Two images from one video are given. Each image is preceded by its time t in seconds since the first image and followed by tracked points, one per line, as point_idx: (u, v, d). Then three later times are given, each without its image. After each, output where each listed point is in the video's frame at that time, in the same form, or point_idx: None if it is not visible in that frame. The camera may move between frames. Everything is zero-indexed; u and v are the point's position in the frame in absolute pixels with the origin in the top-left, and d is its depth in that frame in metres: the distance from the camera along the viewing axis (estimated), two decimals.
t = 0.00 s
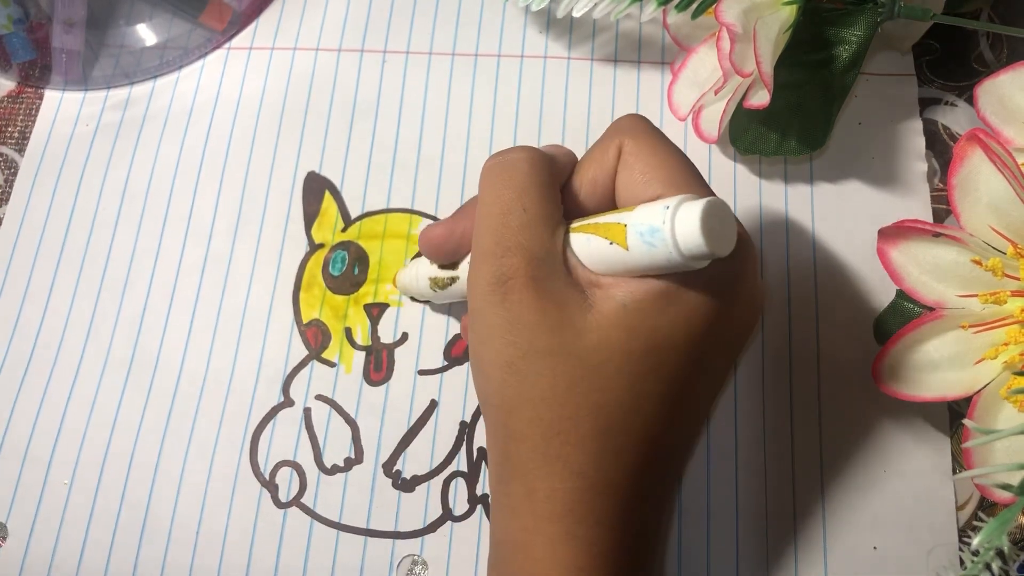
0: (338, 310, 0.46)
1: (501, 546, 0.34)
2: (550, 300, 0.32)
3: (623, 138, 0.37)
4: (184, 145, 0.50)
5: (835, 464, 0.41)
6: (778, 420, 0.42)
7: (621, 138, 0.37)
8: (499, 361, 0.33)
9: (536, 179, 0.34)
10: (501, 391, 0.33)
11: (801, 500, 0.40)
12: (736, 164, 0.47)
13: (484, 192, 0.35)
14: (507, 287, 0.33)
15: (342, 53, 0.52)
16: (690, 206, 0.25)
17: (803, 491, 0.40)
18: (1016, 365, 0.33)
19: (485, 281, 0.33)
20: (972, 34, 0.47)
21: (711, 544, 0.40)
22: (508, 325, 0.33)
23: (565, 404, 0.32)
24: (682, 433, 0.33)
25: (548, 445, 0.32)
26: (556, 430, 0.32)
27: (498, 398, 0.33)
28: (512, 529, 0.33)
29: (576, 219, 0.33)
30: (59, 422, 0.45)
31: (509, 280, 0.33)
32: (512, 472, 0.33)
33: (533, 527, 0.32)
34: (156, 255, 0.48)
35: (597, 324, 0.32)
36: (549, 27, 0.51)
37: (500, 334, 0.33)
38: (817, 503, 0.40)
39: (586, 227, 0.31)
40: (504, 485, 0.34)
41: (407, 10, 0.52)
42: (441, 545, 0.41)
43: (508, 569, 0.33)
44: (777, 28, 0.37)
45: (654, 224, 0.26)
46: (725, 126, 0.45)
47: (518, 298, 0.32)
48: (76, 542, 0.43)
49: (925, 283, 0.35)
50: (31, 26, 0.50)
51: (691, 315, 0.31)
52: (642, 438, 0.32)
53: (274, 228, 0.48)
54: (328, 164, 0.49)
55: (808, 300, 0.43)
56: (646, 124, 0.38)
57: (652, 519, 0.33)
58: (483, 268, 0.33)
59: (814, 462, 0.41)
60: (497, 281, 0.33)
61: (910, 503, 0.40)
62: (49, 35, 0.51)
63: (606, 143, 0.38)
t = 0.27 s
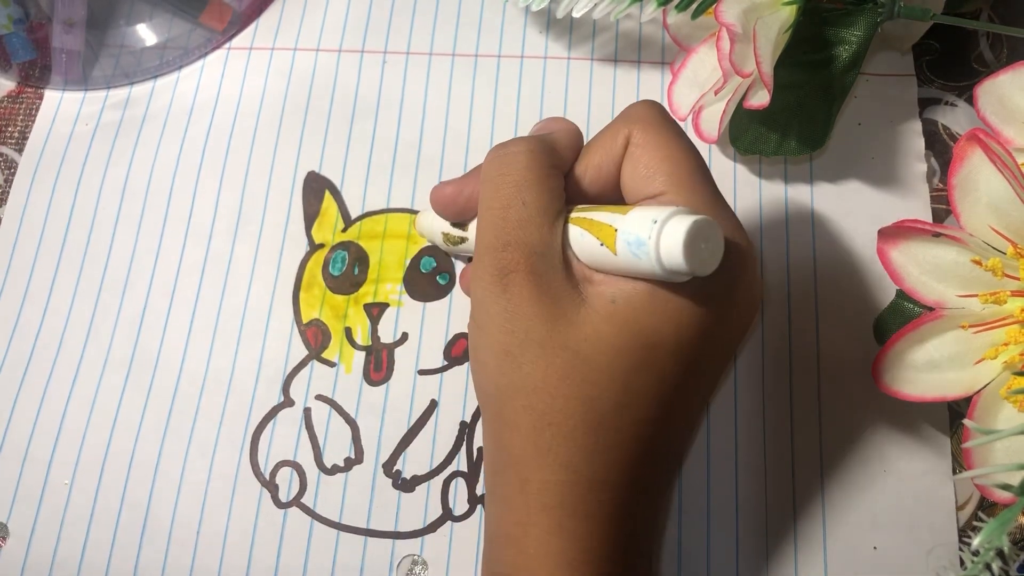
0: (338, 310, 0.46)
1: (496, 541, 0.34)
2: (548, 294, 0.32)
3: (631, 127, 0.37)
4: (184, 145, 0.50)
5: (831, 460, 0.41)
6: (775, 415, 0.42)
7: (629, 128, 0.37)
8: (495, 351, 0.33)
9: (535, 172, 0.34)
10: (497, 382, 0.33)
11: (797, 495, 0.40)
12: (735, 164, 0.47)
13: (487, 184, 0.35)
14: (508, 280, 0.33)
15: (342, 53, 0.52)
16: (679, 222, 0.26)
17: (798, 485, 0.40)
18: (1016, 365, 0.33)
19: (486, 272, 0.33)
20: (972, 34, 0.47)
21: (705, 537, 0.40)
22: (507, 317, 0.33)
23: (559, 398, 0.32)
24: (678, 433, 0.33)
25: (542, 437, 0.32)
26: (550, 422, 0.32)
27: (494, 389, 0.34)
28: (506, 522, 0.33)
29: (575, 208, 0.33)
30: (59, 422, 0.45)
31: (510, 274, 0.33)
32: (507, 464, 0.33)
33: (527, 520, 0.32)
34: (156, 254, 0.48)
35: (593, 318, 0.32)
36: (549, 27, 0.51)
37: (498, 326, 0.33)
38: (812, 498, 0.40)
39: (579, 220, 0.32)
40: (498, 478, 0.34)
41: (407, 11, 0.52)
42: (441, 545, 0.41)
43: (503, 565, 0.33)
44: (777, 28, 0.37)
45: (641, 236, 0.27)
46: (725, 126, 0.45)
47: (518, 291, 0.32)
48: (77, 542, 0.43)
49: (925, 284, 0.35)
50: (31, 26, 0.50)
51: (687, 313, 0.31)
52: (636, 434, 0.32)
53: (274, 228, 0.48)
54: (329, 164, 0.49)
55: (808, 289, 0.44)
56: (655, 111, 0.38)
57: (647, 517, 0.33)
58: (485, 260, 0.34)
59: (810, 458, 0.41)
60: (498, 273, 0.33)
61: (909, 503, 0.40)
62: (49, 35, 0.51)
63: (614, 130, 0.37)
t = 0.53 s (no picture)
0: (338, 310, 0.46)
1: (497, 540, 0.34)
2: (549, 293, 0.32)
3: (634, 126, 0.37)
4: (184, 145, 0.50)
5: (833, 460, 0.41)
6: (776, 415, 0.42)
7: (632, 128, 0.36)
8: (497, 350, 0.33)
9: (535, 172, 0.34)
10: (500, 381, 0.33)
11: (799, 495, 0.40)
12: (735, 164, 0.47)
13: (487, 184, 0.35)
14: (510, 281, 0.33)
15: (342, 53, 0.52)
16: (682, 225, 0.26)
17: (800, 485, 0.40)
18: (1016, 365, 0.33)
19: (489, 273, 0.33)
20: (972, 34, 0.47)
21: (706, 537, 0.40)
22: (511, 317, 0.33)
23: (561, 398, 0.32)
24: (681, 434, 0.33)
25: (545, 437, 0.32)
26: (553, 422, 0.32)
27: (496, 388, 0.34)
28: (508, 521, 0.33)
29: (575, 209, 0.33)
30: (59, 422, 0.45)
31: (512, 275, 0.33)
32: (509, 463, 0.33)
33: (529, 520, 0.32)
34: (156, 255, 0.48)
35: (596, 318, 0.32)
36: (549, 27, 0.51)
37: (500, 325, 0.33)
38: (814, 498, 0.40)
39: (581, 222, 0.32)
40: (501, 477, 0.34)
41: (407, 11, 0.52)
42: (441, 545, 0.41)
43: (505, 565, 0.33)
44: (777, 28, 0.37)
45: (644, 238, 0.27)
46: (725, 126, 0.45)
47: (520, 291, 0.32)
48: (76, 542, 0.43)
49: (925, 284, 0.35)
50: (31, 26, 0.50)
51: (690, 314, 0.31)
52: (638, 434, 0.32)
53: (274, 228, 0.48)
54: (329, 164, 0.49)
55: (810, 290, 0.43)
56: (659, 111, 0.37)
57: (649, 517, 0.33)
58: (487, 261, 0.34)
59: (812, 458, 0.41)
60: (501, 274, 0.33)
61: (909, 503, 0.40)
62: (49, 35, 0.51)
63: (616, 130, 0.37)
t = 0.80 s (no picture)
0: (338, 310, 0.46)
1: (500, 542, 0.34)
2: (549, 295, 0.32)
3: (637, 131, 0.37)
4: (184, 145, 0.50)
5: (835, 462, 0.41)
6: (777, 417, 0.42)
7: (634, 132, 0.36)
8: (499, 351, 0.33)
9: (533, 176, 0.34)
10: (501, 382, 0.33)
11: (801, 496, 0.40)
12: (735, 164, 0.47)
13: (486, 187, 0.35)
14: (511, 282, 0.33)
15: (342, 53, 0.52)
16: (688, 225, 0.26)
17: (802, 486, 0.40)
18: (1016, 365, 0.33)
19: (491, 275, 0.34)
20: (972, 34, 0.47)
21: (709, 538, 0.40)
22: (512, 317, 0.33)
23: (564, 400, 0.32)
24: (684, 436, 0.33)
25: (548, 439, 0.32)
26: (556, 424, 0.32)
27: (498, 389, 0.34)
28: (510, 524, 0.33)
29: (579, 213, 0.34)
30: (59, 422, 0.45)
31: (512, 276, 0.33)
32: (511, 465, 0.33)
33: (532, 522, 0.32)
34: (156, 255, 0.48)
35: (599, 320, 0.32)
36: (549, 27, 0.51)
37: (502, 327, 0.33)
38: (816, 500, 0.40)
39: (586, 226, 0.32)
40: (502, 479, 0.33)
41: (407, 11, 0.52)
42: (441, 545, 0.41)
43: (507, 566, 0.33)
44: (777, 28, 0.37)
45: (649, 241, 0.27)
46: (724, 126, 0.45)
47: (522, 293, 0.33)
48: (76, 542, 0.43)
49: (925, 283, 0.35)
50: (31, 26, 0.51)
51: (692, 316, 0.31)
52: (641, 436, 0.32)
53: (274, 228, 0.48)
54: (329, 164, 0.49)
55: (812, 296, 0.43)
56: (661, 116, 0.38)
57: (652, 519, 0.33)
58: (489, 264, 0.34)
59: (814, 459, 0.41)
60: (502, 277, 0.33)
61: (911, 504, 0.40)
62: (49, 35, 0.51)
63: (619, 135, 0.37)
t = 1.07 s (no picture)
0: (338, 310, 0.46)
1: (504, 540, 0.34)
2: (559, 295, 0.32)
3: (654, 130, 0.36)
4: (184, 145, 0.50)
5: (841, 460, 0.41)
6: (783, 415, 0.42)
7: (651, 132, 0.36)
8: (507, 347, 0.33)
9: (545, 172, 0.34)
10: (508, 378, 0.33)
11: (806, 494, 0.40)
12: (735, 164, 0.47)
13: (498, 182, 0.35)
14: (522, 278, 0.33)
15: (342, 53, 0.52)
16: (703, 227, 0.26)
17: (807, 484, 0.40)
18: (1016, 365, 0.33)
19: (502, 269, 0.34)
20: (972, 34, 0.47)
21: (711, 536, 0.40)
22: (520, 313, 0.33)
23: (571, 397, 0.32)
24: (692, 436, 0.33)
25: (553, 437, 0.32)
26: (561, 422, 0.32)
27: (505, 385, 0.34)
28: (515, 521, 0.33)
29: (593, 211, 0.33)
30: (59, 422, 0.45)
31: (524, 272, 0.33)
32: (517, 462, 0.33)
33: (537, 519, 0.32)
34: (156, 254, 0.48)
35: (610, 320, 0.32)
36: (548, 27, 0.51)
37: (511, 323, 0.33)
38: (821, 498, 0.40)
39: (600, 225, 0.32)
40: (508, 476, 0.34)
41: (407, 11, 0.52)
42: (441, 545, 0.41)
43: (510, 564, 0.33)
44: (777, 28, 0.37)
45: (663, 241, 0.27)
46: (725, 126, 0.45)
47: (533, 288, 0.32)
48: (76, 542, 0.43)
49: (925, 284, 0.35)
50: (31, 26, 0.51)
51: (702, 317, 0.31)
52: (648, 435, 0.32)
53: (274, 228, 0.48)
54: (329, 164, 0.49)
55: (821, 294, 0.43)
56: (680, 115, 0.37)
57: (658, 519, 0.33)
58: (501, 258, 0.34)
59: (820, 458, 0.41)
60: (513, 271, 0.33)
61: (914, 504, 0.40)
62: (49, 35, 0.51)
63: (635, 134, 0.37)
